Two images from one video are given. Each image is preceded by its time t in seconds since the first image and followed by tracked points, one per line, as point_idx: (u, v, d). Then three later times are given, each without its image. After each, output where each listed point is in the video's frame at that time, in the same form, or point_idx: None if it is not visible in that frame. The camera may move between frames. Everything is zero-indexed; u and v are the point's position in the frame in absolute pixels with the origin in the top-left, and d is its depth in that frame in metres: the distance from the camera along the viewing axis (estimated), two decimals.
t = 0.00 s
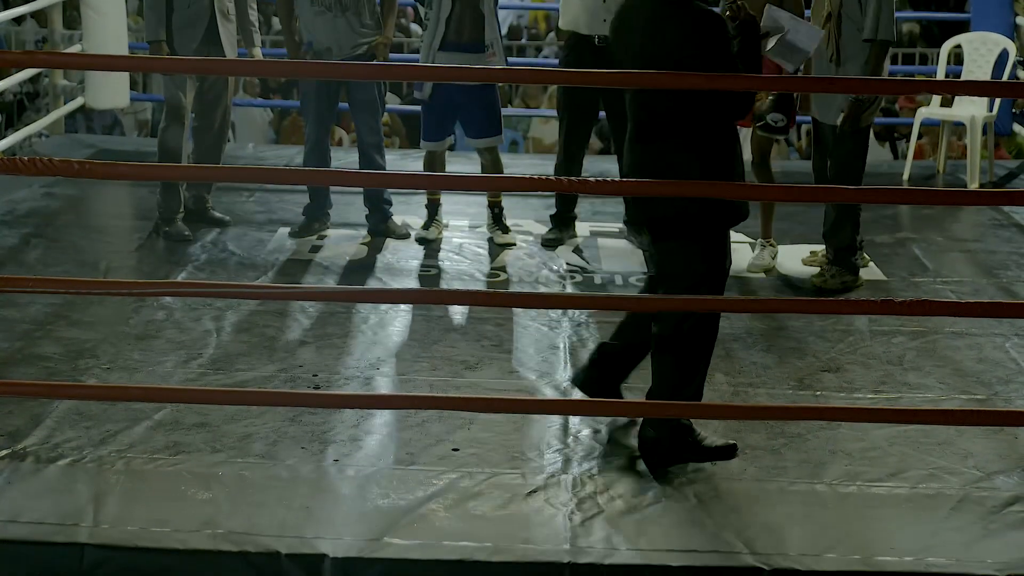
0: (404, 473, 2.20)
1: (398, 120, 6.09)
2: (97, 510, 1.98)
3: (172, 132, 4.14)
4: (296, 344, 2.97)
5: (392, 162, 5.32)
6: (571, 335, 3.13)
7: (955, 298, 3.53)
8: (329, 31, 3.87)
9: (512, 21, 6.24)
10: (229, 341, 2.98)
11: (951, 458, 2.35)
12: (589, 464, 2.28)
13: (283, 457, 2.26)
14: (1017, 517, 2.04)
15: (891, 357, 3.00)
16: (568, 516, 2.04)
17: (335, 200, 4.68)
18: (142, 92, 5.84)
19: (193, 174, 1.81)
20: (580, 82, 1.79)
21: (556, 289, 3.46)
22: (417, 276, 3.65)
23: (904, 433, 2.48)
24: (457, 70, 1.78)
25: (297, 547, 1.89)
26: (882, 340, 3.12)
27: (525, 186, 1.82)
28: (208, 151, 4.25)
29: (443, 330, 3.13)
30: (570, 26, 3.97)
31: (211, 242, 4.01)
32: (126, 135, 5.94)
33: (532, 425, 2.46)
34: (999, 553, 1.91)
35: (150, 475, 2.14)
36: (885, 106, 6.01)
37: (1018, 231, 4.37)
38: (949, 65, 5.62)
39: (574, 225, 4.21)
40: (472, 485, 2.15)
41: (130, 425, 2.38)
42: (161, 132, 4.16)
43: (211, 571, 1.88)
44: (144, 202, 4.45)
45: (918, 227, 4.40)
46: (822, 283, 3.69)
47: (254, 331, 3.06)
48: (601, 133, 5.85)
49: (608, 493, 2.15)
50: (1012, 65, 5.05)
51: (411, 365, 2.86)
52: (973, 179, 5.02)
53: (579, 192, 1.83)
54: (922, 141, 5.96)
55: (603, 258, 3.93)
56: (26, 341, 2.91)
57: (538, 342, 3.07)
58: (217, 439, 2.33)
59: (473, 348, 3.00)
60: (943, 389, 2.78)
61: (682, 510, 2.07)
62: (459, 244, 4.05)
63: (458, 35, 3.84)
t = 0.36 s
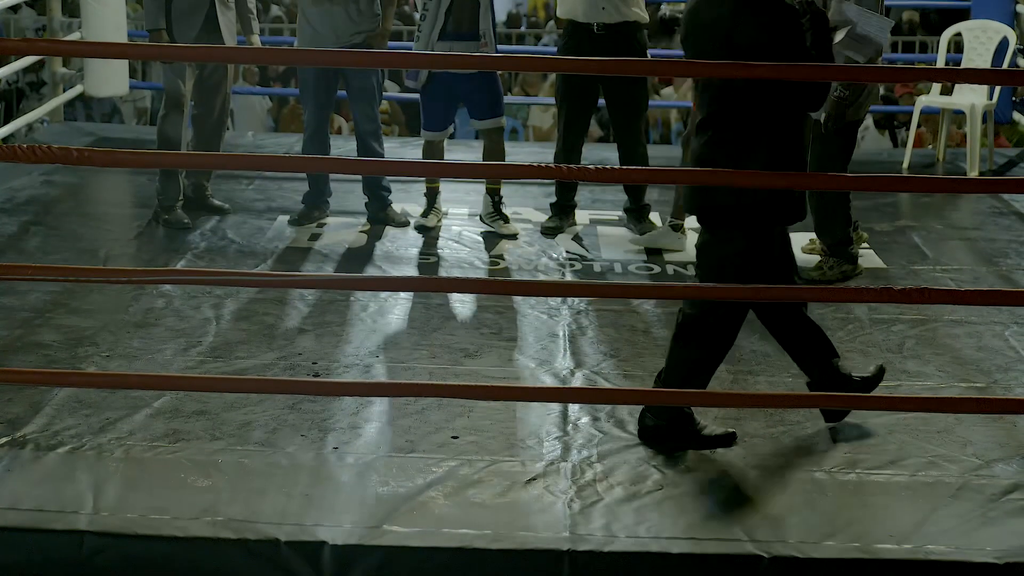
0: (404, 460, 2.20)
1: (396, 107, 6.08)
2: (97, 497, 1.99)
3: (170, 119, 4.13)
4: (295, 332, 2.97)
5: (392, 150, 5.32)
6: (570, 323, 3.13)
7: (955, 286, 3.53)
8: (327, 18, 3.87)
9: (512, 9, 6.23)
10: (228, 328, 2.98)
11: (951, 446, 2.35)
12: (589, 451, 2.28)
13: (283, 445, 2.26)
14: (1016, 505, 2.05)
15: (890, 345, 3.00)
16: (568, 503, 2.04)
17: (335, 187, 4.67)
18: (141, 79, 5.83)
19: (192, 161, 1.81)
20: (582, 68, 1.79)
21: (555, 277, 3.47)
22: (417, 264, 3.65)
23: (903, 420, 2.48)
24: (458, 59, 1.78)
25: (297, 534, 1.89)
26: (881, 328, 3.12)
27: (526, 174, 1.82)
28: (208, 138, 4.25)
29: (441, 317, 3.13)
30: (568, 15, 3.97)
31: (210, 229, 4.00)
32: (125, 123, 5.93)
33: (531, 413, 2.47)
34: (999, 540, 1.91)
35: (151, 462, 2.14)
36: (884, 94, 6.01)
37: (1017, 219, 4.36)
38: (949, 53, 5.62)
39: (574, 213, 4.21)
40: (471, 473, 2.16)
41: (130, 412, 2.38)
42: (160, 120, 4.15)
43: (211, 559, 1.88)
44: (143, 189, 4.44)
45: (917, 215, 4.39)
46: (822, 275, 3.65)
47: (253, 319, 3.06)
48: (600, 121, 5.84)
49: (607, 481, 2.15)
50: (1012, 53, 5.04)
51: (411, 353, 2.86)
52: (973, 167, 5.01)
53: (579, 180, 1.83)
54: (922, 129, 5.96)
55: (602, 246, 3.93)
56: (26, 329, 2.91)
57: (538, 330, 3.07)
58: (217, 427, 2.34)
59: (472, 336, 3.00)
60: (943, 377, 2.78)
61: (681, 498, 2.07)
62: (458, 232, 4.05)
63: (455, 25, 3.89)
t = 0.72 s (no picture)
0: (404, 448, 2.20)
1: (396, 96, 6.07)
2: (97, 485, 1.99)
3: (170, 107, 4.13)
4: (295, 321, 2.97)
5: (392, 138, 5.32)
6: (571, 311, 3.13)
7: (955, 274, 3.53)
8: (325, 6, 3.86)
9: None
10: (228, 317, 2.98)
11: (950, 434, 2.35)
12: (589, 439, 2.28)
13: (283, 432, 2.26)
14: (1016, 494, 2.05)
15: (890, 333, 3.00)
16: (568, 491, 2.04)
17: (335, 175, 4.67)
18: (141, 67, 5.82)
19: (192, 149, 1.81)
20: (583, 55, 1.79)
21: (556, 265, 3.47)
22: (416, 253, 3.65)
23: (903, 409, 2.48)
24: (457, 46, 1.77)
25: (296, 522, 1.90)
26: (881, 316, 3.12)
27: (525, 162, 1.82)
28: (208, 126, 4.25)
29: (442, 306, 3.13)
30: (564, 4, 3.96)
31: (210, 218, 4.00)
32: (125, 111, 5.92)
33: (532, 401, 2.47)
34: (998, 529, 1.91)
35: (151, 450, 2.14)
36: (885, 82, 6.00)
37: (1017, 208, 4.36)
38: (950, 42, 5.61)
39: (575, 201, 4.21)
40: (471, 461, 2.16)
41: (130, 400, 2.38)
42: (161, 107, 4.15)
43: (212, 547, 1.88)
44: (143, 178, 4.44)
45: (918, 204, 4.39)
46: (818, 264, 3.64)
47: (253, 307, 3.06)
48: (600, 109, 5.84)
49: (607, 469, 2.15)
50: (1013, 42, 5.03)
51: (411, 341, 2.86)
52: (973, 155, 5.01)
53: (579, 168, 1.83)
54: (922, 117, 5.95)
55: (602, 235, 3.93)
56: (26, 317, 2.91)
57: (538, 318, 3.07)
58: (217, 415, 2.34)
59: (472, 324, 2.99)
60: (942, 365, 2.78)
61: (681, 486, 2.07)
62: (457, 220, 4.05)
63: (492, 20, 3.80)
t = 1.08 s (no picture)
0: (403, 437, 2.21)
1: (395, 85, 6.07)
2: (97, 474, 1.99)
3: (168, 96, 4.12)
4: (294, 310, 2.97)
5: (391, 128, 5.31)
6: (570, 301, 3.13)
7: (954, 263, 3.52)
8: None
9: None
10: (227, 306, 2.98)
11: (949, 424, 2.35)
12: (589, 428, 2.29)
13: (282, 421, 2.26)
14: (1015, 482, 2.05)
15: (889, 323, 3.00)
16: (567, 480, 2.04)
17: (334, 165, 4.67)
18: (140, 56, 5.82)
19: (191, 138, 1.81)
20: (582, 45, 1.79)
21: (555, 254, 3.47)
22: (416, 242, 3.65)
23: (902, 399, 2.48)
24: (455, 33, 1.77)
25: (296, 511, 1.90)
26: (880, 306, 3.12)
27: (524, 151, 1.82)
28: (206, 115, 4.24)
29: (442, 294, 3.13)
30: None
31: (209, 207, 4.00)
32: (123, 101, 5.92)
33: (531, 391, 2.47)
34: (998, 518, 1.91)
35: (150, 439, 2.14)
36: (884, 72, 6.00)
37: (1017, 197, 4.36)
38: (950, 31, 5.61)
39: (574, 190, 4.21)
40: (470, 450, 2.16)
41: (129, 389, 2.38)
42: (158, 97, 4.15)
43: (211, 536, 1.88)
44: (142, 167, 4.43)
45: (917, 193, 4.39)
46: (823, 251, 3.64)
47: (252, 296, 3.06)
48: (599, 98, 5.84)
49: (606, 458, 2.15)
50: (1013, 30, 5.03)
51: (410, 330, 2.86)
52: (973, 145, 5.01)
53: (578, 156, 1.82)
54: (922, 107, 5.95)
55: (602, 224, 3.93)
56: (25, 306, 2.91)
57: (537, 308, 3.07)
58: (217, 403, 2.34)
59: (472, 313, 2.99)
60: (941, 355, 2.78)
61: (680, 474, 2.08)
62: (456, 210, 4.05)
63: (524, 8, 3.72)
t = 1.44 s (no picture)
0: (403, 427, 2.21)
1: (396, 75, 6.06)
2: (97, 463, 1.99)
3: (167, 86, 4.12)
4: (294, 300, 2.96)
5: (391, 118, 5.31)
6: (572, 291, 3.12)
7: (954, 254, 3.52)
8: None
9: None
10: (228, 296, 2.98)
11: (949, 414, 2.35)
12: (589, 418, 2.28)
13: (282, 411, 2.26)
14: (1015, 473, 2.05)
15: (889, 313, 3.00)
16: (567, 470, 2.04)
17: (334, 155, 4.67)
18: (140, 45, 5.81)
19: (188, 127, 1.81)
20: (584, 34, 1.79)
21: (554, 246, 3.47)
22: (416, 232, 3.65)
23: (902, 389, 2.48)
24: (456, 24, 1.77)
25: (296, 501, 1.90)
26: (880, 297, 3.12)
27: (526, 140, 1.82)
28: (206, 105, 4.24)
29: (442, 284, 3.13)
30: None
31: (209, 197, 4.00)
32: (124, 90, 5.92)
33: (531, 381, 2.46)
34: (997, 509, 1.91)
35: (151, 429, 2.14)
36: (885, 62, 6.00)
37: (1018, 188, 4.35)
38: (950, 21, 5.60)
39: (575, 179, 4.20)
40: (470, 440, 2.16)
41: (130, 379, 2.38)
42: (157, 84, 4.14)
43: (212, 527, 1.88)
44: (142, 157, 4.43)
45: (918, 183, 4.38)
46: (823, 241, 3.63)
47: (252, 286, 3.06)
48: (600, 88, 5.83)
49: (606, 448, 2.15)
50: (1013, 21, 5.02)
51: (410, 320, 2.86)
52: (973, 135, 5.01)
53: (580, 147, 1.82)
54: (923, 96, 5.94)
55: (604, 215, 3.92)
56: (25, 296, 2.91)
57: (536, 297, 3.06)
58: (217, 393, 2.34)
59: (472, 304, 2.99)
60: (942, 345, 2.78)
61: (680, 464, 2.08)
62: (456, 200, 4.05)
63: None
